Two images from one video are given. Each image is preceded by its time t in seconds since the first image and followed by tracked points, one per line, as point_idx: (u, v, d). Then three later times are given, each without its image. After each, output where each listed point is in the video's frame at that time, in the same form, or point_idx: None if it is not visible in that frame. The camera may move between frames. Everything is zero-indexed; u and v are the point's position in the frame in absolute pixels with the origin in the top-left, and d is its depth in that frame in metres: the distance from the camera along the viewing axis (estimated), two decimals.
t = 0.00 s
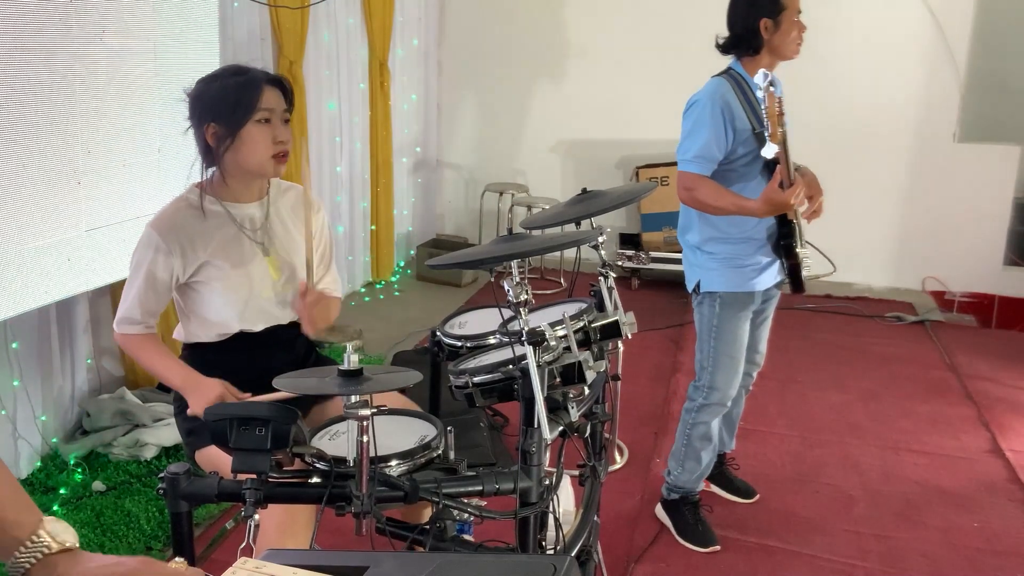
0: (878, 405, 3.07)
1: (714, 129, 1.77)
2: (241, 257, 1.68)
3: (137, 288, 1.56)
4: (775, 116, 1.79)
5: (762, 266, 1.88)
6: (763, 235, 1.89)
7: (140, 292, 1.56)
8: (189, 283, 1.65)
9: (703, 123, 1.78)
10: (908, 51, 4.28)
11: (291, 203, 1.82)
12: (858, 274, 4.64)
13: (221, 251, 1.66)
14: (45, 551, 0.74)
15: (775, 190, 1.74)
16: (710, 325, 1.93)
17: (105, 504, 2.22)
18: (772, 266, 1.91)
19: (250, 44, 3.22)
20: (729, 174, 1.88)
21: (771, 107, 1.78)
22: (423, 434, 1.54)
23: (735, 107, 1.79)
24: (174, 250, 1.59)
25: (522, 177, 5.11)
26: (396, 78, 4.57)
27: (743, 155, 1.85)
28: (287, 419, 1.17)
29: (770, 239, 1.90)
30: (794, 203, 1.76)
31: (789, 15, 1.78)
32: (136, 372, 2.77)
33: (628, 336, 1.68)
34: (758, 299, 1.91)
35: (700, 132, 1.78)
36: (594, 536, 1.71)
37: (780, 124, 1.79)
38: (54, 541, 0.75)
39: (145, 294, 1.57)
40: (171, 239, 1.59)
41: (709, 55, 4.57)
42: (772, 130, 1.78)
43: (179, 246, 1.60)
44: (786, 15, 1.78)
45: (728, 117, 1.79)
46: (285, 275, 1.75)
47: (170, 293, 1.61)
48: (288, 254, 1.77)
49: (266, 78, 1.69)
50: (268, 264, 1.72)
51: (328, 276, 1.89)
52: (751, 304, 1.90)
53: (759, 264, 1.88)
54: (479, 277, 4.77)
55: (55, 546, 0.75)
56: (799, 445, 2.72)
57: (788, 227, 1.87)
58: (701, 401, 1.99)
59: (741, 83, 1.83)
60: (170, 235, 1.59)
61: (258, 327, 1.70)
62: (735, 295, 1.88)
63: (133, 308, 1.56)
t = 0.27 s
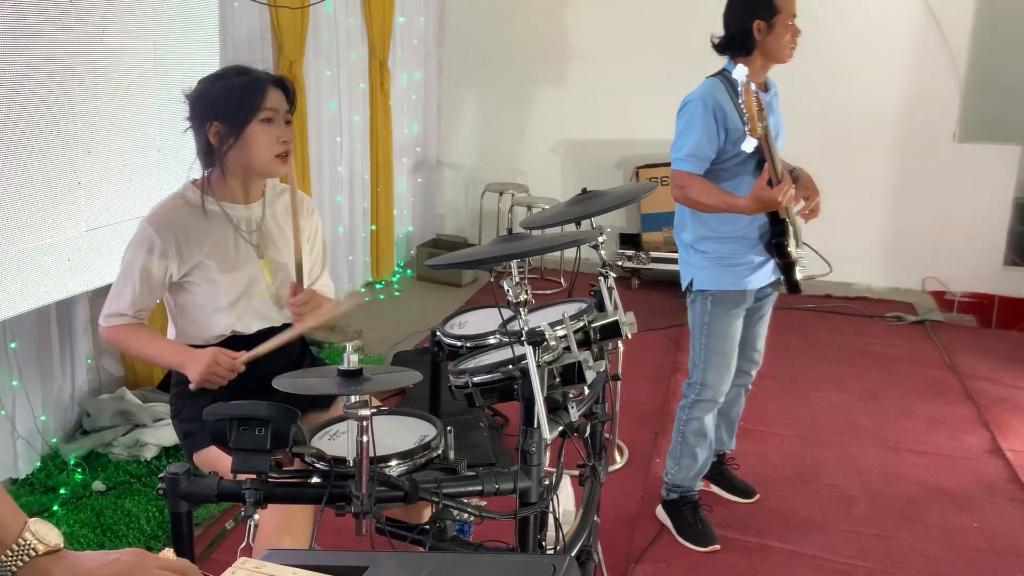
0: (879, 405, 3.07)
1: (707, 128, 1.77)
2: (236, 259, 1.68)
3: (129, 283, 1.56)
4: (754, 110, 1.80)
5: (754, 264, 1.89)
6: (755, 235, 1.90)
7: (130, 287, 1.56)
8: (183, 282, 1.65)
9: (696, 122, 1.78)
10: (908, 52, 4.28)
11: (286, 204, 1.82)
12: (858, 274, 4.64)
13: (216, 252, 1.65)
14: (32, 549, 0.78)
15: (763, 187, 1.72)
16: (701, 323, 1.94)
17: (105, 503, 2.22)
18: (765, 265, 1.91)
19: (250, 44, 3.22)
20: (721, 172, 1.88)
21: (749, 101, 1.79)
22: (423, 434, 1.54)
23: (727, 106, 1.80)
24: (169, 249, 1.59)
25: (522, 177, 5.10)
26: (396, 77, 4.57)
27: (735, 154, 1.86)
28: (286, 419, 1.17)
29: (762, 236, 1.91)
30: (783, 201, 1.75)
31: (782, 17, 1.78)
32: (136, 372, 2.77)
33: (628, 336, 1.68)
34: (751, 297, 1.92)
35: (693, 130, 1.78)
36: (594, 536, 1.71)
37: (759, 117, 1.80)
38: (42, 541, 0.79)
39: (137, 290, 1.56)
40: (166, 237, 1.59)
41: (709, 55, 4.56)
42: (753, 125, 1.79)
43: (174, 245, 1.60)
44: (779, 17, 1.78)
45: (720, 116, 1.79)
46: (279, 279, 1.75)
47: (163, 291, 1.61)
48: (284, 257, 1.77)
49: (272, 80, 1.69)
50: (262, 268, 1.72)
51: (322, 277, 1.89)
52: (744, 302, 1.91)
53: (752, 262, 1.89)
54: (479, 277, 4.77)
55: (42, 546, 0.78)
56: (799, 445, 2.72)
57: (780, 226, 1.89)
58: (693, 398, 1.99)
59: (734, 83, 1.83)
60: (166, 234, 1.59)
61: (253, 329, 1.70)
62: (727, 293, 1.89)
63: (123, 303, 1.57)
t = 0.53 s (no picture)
0: (879, 404, 3.08)
1: (698, 128, 1.78)
2: (236, 259, 1.68)
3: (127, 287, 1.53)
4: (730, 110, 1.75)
5: (748, 262, 1.90)
6: (748, 234, 1.90)
7: (129, 294, 1.53)
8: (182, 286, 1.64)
9: (687, 122, 1.79)
10: (907, 52, 4.28)
11: (283, 203, 1.83)
12: (858, 274, 4.64)
13: (214, 253, 1.65)
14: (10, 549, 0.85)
15: (750, 186, 1.73)
16: (697, 321, 1.94)
17: (105, 503, 2.22)
18: (759, 264, 1.91)
19: (250, 44, 3.22)
20: (714, 172, 1.89)
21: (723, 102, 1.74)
22: (423, 434, 1.54)
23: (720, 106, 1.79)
24: (167, 251, 1.59)
25: (522, 177, 5.10)
26: (396, 77, 4.57)
27: (728, 154, 1.86)
28: (286, 419, 1.17)
29: (756, 235, 1.91)
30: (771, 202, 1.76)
31: (774, 18, 1.78)
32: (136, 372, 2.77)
33: (628, 336, 1.69)
34: (746, 295, 1.92)
35: (684, 131, 1.79)
36: (594, 536, 1.71)
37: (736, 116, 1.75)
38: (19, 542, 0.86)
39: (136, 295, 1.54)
40: (164, 240, 1.58)
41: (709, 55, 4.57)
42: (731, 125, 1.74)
43: (171, 248, 1.59)
44: (770, 19, 1.78)
45: (713, 116, 1.79)
46: (281, 276, 1.76)
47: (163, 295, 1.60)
48: (284, 255, 1.78)
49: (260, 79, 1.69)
50: (264, 267, 1.73)
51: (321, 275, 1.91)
52: (739, 300, 1.91)
53: (745, 262, 1.90)
54: (479, 277, 4.77)
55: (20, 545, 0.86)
56: (799, 445, 2.72)
57: (774, 225, 1.88)
58: (692, 396, 2.00)
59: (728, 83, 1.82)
60: (163, 237, 1.58)
61: (254, 329, 1.71)
62: (722, 291, 1.90)
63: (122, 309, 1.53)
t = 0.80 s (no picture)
0: (879, 405, 3.08)
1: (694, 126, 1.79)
2: (242, 259, 1.68)
3: (145, 292, 1.58)
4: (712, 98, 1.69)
5: (744, 260, 1.90)
6: (743, 233, 1.91)
7: (148, 296, 1.58)
8: (193, 286, 1.66)
9: (681, 119, 1.80)
10: (908, 52, 4.28)
11: (292, 202, 1.81)
12: (858, 273, 4.63)
13: (222, 253, 1.66)
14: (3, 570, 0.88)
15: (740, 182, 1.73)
16: (693, 319, 1.94)
17: (105, 503, 2.22)
18: (755, 263, 1.91)
19: (250, 44, 3.22)
20: (710, 171, 1.89)
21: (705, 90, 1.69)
22: (423, 434, 1.54)
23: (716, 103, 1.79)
24: (175, 252, 1.60)
25: (522, 177, 5.11)
26: (396, 77, 4.57)
27: (724, 151, 1.86)
28: (286, 419, 1.17)
29: (751, 232, 1.92)
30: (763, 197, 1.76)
31: (772, 20, 1.77)
32: (137, 372, 2.77)
33: (628, 336, 1.68)
34: (742, 294, 1.92)
35: (678, 128, 1.80)
36: (594, 536, 1.71)
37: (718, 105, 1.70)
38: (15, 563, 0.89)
39: (152, 297, 1.59)
40: (172, 241, 1.60)
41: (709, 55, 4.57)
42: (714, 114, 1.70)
43: (180, 248, 1.61)
44: (768, 21, 1.78)
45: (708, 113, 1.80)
46: (287, 276, 1.74)
47: (174, 295, 1.62)
48: (291, 255, 1.77)
49: (258, 79, 1.68)
50: (269, 266, 1.71)
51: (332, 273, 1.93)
52: (734, 298, 1.91)
53: (741, 260, 1.90)
54: (479, 277, 4.77)
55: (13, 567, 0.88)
56: (799, 445, 2.72)
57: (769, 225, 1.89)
58: (687, 394, 2.00)
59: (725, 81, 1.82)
60: (171, 238, 1.60)
61: (259, 329, 1.70)
62: (717, 289, 1.90)
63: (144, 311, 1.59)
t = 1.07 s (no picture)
0: (879, 405, 3.07)
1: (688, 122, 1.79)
2: (238, 259, 1.68)
3: (135, 289, 1.56)
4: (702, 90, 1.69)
5: (741, 259, 1.89)
6: (739, 232, 1.91)
7: (137, 292, 1.56)
8: (186, 285, 1.65)
9: (676, 117, 1.80)
10: (907, 52, 4.28)
11: (285, 204, 1.82)
12: (858, 273, 4.63)
13: (218, 253, 1.65)
14: None
15: (735, 178, 1.72)
16: (689, 318, 1.95)
17: (105, 503, 2.22)
18: (752, 262, 1.91)
19: (250, 44, 3.22)
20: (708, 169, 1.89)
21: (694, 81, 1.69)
22: (423, 434, 1.54)
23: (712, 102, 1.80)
24: (171, 249, 1.59)
25: (522, 177, 5.10)
26: (396, 77, 4.57)
27: (722, 150, 1.86)
28: (286, 419, 1.17)
29: (748, 230, 1.92)
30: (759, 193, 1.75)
31: (758, 17, 1.78)
32: (137, 372, 2.77)
33: (628, 336, 1.68)
34: (739, 292, 1.92)
35: (674, 126, 1.81)
36: (594, 536, 1.71)
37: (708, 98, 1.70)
38: None
39: (144, 294, 1.56)
40: (169, 238, 1.59)
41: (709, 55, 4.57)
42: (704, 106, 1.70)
43: (176, 245, 1.60)
44: (755, 17, 1.78)
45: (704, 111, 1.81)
46: (283, 276, 1.75)
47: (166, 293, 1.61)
48: (287, 256, 1.77)
49: (263, 82, 1.68)
50: (266, 266, 1.72)
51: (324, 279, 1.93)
52: (732, 297, 1.91)
53: (737, 258, 1.89)
54: (479, 277, 4.77)
55: None
56: (799, 445, 2.72)
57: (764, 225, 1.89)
58: (684, 392, 2.00)
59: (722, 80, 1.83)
60: (167, 235, 1.59)
61: (255, 328, 1.70)
62: (714, 288, 1.90)
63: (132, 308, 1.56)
